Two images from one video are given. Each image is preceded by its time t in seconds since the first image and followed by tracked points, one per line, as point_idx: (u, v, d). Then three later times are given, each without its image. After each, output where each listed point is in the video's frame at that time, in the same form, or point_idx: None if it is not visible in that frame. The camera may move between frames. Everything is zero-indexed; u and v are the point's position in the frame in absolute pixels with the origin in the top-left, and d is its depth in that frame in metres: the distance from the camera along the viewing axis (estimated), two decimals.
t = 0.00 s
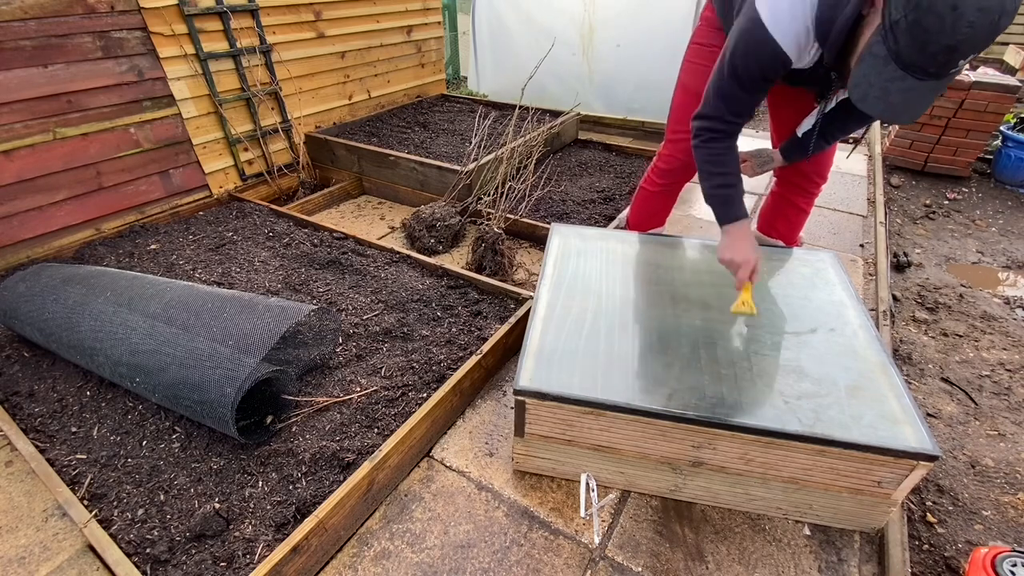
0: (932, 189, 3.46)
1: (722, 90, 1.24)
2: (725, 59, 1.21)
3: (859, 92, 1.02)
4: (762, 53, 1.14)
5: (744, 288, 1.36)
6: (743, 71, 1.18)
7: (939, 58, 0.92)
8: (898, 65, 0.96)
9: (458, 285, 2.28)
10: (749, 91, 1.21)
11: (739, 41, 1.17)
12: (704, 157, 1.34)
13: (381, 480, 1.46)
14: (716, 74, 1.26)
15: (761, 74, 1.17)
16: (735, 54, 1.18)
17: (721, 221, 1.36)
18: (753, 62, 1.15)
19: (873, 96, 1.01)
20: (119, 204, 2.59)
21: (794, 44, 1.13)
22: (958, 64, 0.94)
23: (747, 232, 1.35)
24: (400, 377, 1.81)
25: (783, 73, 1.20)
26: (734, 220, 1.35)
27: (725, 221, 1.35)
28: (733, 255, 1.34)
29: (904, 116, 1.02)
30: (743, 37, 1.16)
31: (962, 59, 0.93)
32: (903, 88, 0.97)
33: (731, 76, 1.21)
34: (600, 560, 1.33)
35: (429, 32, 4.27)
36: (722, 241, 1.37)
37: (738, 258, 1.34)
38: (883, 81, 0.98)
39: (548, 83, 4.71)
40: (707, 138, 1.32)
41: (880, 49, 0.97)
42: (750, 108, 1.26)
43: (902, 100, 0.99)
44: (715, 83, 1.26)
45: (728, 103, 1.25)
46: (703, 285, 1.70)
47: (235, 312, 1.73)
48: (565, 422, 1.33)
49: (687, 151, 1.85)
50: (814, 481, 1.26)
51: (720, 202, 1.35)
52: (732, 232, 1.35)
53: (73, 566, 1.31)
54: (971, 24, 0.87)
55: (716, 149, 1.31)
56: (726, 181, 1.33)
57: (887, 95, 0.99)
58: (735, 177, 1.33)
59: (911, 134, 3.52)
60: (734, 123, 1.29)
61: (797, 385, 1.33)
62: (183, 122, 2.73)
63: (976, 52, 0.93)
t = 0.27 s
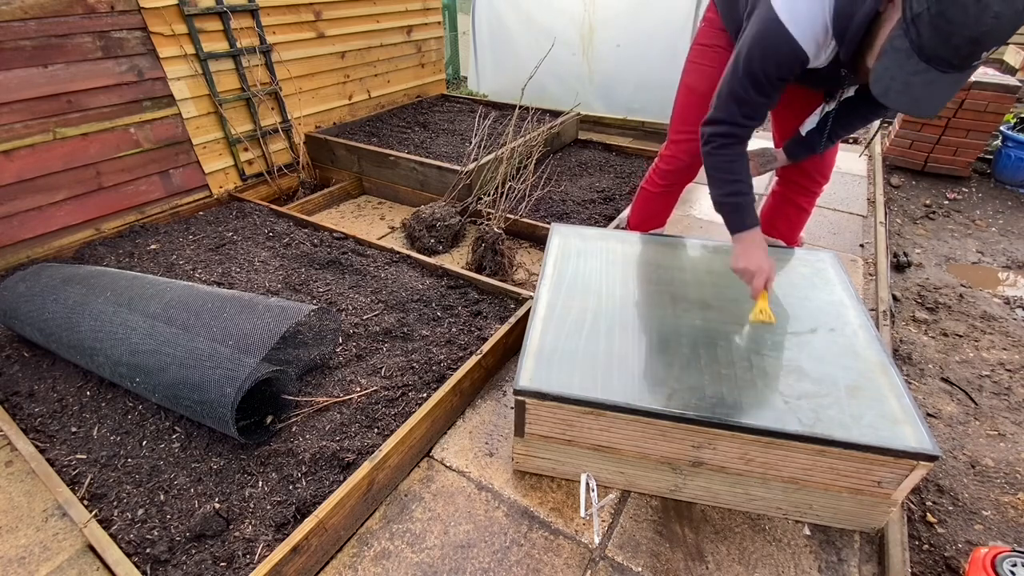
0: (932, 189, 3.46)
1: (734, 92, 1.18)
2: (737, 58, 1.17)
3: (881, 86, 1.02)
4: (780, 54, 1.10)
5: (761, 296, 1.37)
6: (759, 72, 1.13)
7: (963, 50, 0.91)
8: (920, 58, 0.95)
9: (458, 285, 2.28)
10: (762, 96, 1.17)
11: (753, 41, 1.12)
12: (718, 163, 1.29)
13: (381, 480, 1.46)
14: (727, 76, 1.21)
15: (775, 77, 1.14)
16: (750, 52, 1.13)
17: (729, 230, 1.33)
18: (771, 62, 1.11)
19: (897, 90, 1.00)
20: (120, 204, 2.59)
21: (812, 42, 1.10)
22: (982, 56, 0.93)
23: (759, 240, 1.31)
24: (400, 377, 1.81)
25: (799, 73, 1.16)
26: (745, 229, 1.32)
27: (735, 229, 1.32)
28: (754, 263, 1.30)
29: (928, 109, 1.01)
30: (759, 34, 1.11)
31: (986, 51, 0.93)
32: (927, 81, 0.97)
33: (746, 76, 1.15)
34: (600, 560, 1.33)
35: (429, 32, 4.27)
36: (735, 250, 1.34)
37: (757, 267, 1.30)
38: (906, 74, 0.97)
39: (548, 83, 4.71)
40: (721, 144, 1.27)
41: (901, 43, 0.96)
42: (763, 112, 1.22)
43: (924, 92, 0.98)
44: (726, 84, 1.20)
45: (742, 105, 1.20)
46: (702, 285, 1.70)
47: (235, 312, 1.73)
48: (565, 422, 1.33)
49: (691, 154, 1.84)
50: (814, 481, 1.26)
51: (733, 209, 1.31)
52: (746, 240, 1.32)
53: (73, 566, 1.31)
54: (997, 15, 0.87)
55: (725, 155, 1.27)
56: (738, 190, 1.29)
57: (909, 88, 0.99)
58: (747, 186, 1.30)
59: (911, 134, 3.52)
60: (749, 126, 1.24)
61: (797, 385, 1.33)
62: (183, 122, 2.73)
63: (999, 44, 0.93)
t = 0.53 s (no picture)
0: (932, 189, 3.46)
1: (754, 98, 1.15)
2: (755, 63, 1.13)
3: (904, 90, 0.99)
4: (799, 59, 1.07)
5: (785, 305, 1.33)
6: (780, 77, 1.10)
7: (989, 52, 0.89)
8: (945, 60, 0.92)
9: (458, 285, 2.28)
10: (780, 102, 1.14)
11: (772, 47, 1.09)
12: (735, 172, 1.26)
13: (381, 480, 1.46)
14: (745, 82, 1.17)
15: (799, 81, 1.11)
16: (769, 57, 1.09)
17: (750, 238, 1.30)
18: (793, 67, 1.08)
19: (920, 92, 0.97)
20: (119, 204, 2.59)
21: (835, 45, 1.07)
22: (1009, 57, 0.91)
23: (779, 249, 1.28)
24: (400, 377, 1.81)
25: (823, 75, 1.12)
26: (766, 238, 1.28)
27: (754, 238, 1.29)
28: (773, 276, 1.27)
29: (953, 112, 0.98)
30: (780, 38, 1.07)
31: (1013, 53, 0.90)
32: (952, 84, 0.93)
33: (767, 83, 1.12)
34: (600, 560, 1.33)
35: (429, 32, 4.27)
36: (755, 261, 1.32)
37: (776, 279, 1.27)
38: (930, 76, 0.95)
39: (548, 83, 4.71)
40: (738, 153, 1.24)
41: (925, 44, 0.94)
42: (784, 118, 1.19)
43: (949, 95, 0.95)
44: (744, 90, 1.17)
45: (762, 111, 1.16)
46: (702, 285, 1.70)
47: (235, 312, 1.73)
48: (565, 422, 1.33)
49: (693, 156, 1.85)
50: (814, 481, 1.26)
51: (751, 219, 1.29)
52: (766, 249, 1.29)
53: (73, 566, 1.31)
54: None
55: (741, 163, 1.25)
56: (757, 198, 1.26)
57: (933, 90, 0.95)
58: (767, 194, 1.27)
59: (911, 134, 3.52)
60: (770, 133, 1.21)
61: (797, 385, 1.33)
62: (183, 122, 2.73)
63: None
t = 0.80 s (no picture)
0: (932, 189, 3.46)
1: (768, 96, 1.13)
2: (768, 60, 1.11)
3: (926, 86, 0.98)
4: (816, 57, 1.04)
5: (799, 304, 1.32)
6: (795, 75, 1.08)
7: (1014, 47, 0.88)
8: (968, 55, 0.92)
9: (458, 285, 2.28)
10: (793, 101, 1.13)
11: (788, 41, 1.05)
12: (749, 171, 1.25)
13: (381, 480, 1.46)
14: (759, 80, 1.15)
15: (810, 79, 1.09)
16: (783, 55, 1.07)
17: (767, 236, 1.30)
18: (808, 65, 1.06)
19: (943, 89, 0.96)
20: (120, 204, 2.59)
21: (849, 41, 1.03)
22: None
23: (796, 246, 1.27)
24: (400, 377, 1.81)
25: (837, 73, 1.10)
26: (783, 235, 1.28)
27: (771, 235, 1.29)
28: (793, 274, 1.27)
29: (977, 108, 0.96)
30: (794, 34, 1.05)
31: None
32: (974, 79, 0.93)
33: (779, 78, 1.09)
34: (600, 560, 1.33)
35: (429, 32, 4.27)
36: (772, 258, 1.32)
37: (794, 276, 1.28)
38: (952, 71, 0.94)
39: (548, 83, 4.71)
40: (751, 153, 1.23)
41: (948, 39, 0.94)
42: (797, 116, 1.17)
43: (973, 91, 0.94)
44: (758, 87, 1.15)
45: (777, 110, 1.15)
46: (703, 285, 1.70)
47: (235, 312, 1.73)
48: (565, 423, 1.33)
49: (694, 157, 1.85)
50: (814, 481, 1.26)
51: (765, 217, 1.28)
52: (782, 248, 1.29)
53: (73, 566, 1.31)
54: None
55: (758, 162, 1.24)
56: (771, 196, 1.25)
57: (955, 85, 0.95)
58: (782, 192, 1.26)
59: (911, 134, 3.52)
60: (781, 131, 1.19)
61: (797, 385, 1.33)
62: (183, 122, 2.73)
63: None
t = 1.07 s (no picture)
0: (932, 189, 3.46)
1: (753, 109, 1.12)
2: (757, 73, 1.09)
3: (904, 102, 0.99)
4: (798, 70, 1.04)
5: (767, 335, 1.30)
6: (781, 90, 1.06)
7: (990, 65, 0.88)
8: (944, 74, 0.92)
9: (458, 285, 2.28)
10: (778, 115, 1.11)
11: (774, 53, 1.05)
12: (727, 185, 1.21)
13: (381, 480, 1.46)
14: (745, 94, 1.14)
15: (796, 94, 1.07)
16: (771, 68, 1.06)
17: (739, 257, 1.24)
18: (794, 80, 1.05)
19: (919, 106, 0.98)
20: (119, 204, 2.59)
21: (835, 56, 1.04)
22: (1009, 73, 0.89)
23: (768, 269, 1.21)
24: (400, 377, 1.81)
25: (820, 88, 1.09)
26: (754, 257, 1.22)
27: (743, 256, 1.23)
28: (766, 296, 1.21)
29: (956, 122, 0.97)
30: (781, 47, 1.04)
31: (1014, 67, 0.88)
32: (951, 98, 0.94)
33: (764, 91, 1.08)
34: (600, 560, 1.33)
35: (429, 32, 4.27)
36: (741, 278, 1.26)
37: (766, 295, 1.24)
38: (929, 89, 0.95)
39: (548, 83, 4.71)
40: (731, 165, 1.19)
41: (925, 58, 0.94)
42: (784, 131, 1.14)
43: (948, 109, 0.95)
44: (744, 100, 1.13)
45: (762, 123, 1.12)
46: (702, 285, 1.70)
47: (235, 312, 1.73)
48: (565, 423, 1.33)
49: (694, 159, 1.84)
50: (814, 481, 1.26)
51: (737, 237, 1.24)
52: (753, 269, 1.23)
53: (73, 566, 1.31)
54: None
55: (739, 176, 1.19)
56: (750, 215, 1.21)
57: (932, 103, 0.96)
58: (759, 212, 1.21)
59: (911, 134, 3.52)
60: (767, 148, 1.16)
61: (797, 385, 1.33)
62: (183, 122, 2.73)
63: None
